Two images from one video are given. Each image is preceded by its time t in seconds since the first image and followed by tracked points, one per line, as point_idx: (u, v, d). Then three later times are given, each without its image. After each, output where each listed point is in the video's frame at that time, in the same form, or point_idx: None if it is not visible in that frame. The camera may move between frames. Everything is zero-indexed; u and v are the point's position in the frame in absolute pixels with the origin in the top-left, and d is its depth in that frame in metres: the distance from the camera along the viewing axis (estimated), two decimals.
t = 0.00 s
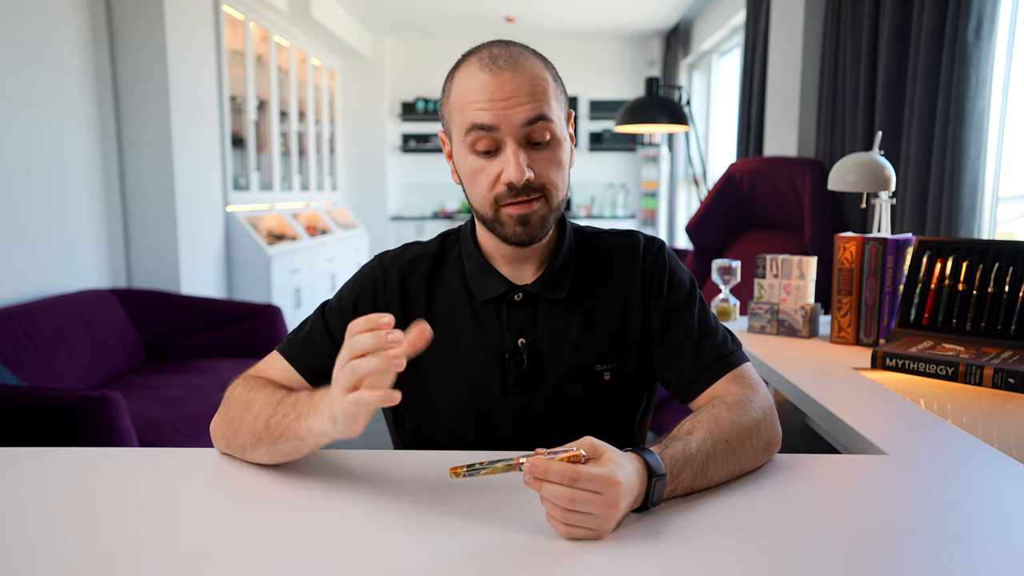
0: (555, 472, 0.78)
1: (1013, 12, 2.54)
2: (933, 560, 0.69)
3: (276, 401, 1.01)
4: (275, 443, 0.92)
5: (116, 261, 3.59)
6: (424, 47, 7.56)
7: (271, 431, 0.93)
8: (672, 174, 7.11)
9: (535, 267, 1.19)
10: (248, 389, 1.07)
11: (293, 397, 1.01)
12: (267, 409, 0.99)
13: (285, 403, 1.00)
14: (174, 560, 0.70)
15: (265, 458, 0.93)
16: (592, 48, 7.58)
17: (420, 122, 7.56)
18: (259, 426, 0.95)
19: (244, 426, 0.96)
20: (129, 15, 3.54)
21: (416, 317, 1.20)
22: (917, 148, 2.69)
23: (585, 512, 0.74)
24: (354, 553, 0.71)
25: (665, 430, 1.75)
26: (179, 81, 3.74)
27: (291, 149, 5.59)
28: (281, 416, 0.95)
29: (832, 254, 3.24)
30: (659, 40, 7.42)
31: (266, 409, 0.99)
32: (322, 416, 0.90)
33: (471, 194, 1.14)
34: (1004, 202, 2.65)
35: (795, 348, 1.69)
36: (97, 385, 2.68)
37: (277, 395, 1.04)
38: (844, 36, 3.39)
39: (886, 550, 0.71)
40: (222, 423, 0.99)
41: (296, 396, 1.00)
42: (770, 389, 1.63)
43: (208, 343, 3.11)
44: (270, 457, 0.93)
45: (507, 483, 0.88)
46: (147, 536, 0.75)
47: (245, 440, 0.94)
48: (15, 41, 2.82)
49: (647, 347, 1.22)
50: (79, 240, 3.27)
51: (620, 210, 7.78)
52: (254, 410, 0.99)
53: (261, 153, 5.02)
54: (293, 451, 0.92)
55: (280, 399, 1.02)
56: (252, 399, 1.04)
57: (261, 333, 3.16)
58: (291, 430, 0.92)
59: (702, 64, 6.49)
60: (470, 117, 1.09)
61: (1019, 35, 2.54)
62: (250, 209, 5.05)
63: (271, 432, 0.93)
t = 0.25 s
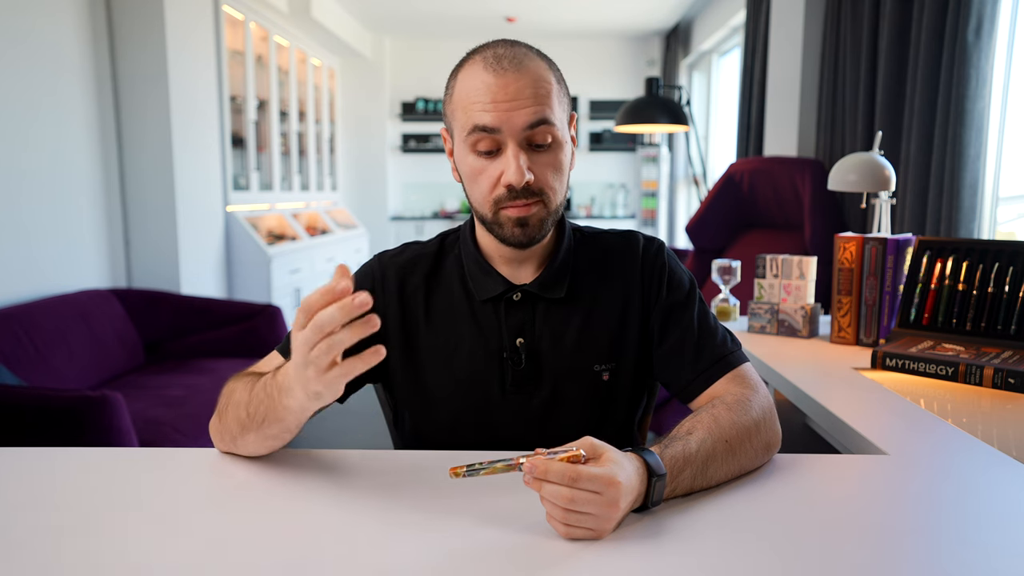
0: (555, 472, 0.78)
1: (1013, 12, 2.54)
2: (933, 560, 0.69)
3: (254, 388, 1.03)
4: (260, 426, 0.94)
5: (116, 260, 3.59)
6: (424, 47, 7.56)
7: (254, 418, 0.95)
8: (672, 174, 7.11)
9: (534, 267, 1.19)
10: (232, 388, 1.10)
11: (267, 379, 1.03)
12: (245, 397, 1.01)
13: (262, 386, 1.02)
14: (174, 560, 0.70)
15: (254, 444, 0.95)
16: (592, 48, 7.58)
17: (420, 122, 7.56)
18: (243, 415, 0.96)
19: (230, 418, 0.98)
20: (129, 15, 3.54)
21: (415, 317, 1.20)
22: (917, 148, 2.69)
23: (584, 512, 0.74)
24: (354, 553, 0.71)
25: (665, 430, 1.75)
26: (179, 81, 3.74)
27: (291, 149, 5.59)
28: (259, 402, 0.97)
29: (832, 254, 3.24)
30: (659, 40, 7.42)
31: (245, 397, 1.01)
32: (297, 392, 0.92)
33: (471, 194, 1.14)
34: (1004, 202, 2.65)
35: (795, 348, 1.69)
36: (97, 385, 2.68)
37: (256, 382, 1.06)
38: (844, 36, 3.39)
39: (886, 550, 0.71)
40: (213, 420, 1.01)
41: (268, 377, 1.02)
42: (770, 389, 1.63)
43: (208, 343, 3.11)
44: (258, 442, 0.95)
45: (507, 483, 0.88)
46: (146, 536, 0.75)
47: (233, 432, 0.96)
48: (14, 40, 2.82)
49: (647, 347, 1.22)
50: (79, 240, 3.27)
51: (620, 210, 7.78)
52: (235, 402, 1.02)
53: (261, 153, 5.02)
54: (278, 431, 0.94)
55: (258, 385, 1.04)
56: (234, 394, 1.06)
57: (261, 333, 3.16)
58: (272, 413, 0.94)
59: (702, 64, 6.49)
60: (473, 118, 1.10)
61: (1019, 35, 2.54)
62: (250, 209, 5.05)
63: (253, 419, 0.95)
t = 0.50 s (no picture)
0: (555, 472, 0.78)
1: (1013, 12, 2.54)
2: (933, 560, 0.69)
3: (245, 412, 0.96)
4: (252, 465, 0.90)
5: (116, 260, 3.59)
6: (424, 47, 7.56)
7: (244, 449, 0.90)
8: (672, 174, 7.11)
9: (534, 267, 1.19)
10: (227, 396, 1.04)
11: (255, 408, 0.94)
12: (233, 422, 0.94)
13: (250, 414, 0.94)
14: (174, 560, 0.70)
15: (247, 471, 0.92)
16: (592, 48, 7.58)
17: (420, 122, 7.56)
18: (234, 442, 0.92)
19: (222, 443, 0.94)
20: (129, 14, 3.54)
21: (415, 317, 1.20)
22: (917, 148, 2.69)
23: (584, 512, 0.74)
24: (354, 553, 0.71)
25: (665, 430, 1.75)
26: (179, 81, 3.74)
27: (291, 150, 5.59)
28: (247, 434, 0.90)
29: (832, 254, 3.24)
30: (659, 40, 7.42)
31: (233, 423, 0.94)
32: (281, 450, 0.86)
33: (470, 192, 1.14)
34: (1004, 201, 2.65)
35: (795, 348, 1.69)
36: (97, 385, 2.68)
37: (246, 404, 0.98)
38: (844, 36, 3.39)
39: (886, 550, 0.71)
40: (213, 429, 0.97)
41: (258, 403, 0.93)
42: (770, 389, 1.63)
43: (208, 343, 3.11)
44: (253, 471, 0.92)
45: (507, 483, 0.88)
46: (145, 536, 0.75)
47: (228, 453, 0.93)
48: (14, 40, 2.81)
49: (647, 346, 1.22)
50: (79, 240, 3.27)
51: (620, 210, 7.78)
52: (224, 423, 0.95)
53: (261, 153, 5.02)
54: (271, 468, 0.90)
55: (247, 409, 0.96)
56: (225, 409, 1.00)
57: (261, 334, 3.16)
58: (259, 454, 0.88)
59: (702, 64, 6.49)
60: (472, 115, 1.10)
61: (1019, 35, 2.54)
62: (250, 209, 5.05)
63: (244, 451, 0.90)
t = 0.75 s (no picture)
0: (555, 472, 0.78)
1: (1013, 12, 2.54)
2: (933, 559, 0.69)
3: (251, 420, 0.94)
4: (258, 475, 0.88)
5: (116, 260, 3.59)
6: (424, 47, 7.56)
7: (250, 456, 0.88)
8: (672, 174, 7.11)
9: (534, 267, 1.19)
10: (232, 402, 1.02)
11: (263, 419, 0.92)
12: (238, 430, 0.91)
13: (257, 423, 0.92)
14: (175, 560, 0.70)
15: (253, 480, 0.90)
16: (592, 48, 7.58)
17: (420, 122, 7.56)
18: (240, 449, 0.89)
19: (227, 450, 0.92)
20: (129, 14, 3.54)
21: (415, 317, 1.20)
22: (917, 148, 2.69)
23: (584, 512, 0.74)
24: (354, 553, 0.71)
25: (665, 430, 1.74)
26: (179, 81, 3.74)
27: (291, 149, 5.59)
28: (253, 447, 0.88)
29: (832, 254, 3.24)
30: (659, 40, 7.42)
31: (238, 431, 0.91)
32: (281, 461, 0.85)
33: (473, 192, 1.14)
34: (1004, 202, 2.65)
35: (795, 348, 1.69)
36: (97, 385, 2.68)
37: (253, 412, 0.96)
38: (844, 35, 3.39)
39: (886, 550, 0.71)
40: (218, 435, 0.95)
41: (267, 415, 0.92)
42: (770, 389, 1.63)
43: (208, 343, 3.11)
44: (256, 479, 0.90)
45: (507, 484, 0.88)
46: (145, 536, 0.75)
47: (232, 459, 0.91)
48: (14, 39, 2.81)
49: (647, 346, 1.22)
50: (79, 240, 3.27)
51: (620, 210, 7.78)
52: (230, 430, 0.93)
53: (261, 153, 5.02)
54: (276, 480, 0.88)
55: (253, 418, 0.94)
56: (231, 416, 0.97)
57: (261, 334, 3.16)
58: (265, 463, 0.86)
59: (702, 64, 6.49)
60: (474, 114, 1.10)
61: (1019, 35, 2.54)
62: (250, 209, 5.05)
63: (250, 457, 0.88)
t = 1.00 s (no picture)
0: (555, 472, 0.78)
1: (1013, 12, 2.54)
2: (933, 560, 0.69)
3: (264, 429, 0.93)
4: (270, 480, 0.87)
5: (116, 260, 3.59)
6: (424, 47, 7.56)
7: (264, 466, 0.88)
8: (672, 174, 7.11)
9: (534, 268, 1.19)
10: (240, 407, 1.01)
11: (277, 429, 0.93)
12: (253, 436, 0.92)
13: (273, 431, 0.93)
14: (175, 560, 0.70)
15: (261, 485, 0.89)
16: (592, 48, 7.58)
17: (420, 122, 7.56)
18: (253, 458, 0.89)
19: (238, 455, 0.91)
20: (129, 14, 3.54)
21: (415, 319, 1.20)
22: (917, 148, 2.69)
23: (585, 513, 0.74)
24: (355, 554, 0.71)
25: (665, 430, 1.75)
26: (179, 81, 3.74)
27: (291, 149, 5.59)
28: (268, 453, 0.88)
29: (832, 254, 3.24)
30: (659, 40, 7.42)
31: (253, 437, 0.92)
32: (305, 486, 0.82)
33: (463, 179, 1.14)
34: (1004, 201, 2.65)
35: (795, 348, 1.69)
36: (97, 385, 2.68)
37: (267, 419, 0.97)
38: (844, 35, 3.39)
39: (887, 550, 0.71)
40: (224, 443, 0.94)
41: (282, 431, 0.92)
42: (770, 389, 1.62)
43: (208, 343, 3.11)
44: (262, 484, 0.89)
45: (507, 484, 0.88)
46: (145, 536, 0.75)
47: (241, 467, 0.90)
48: (13, 39, 2.81)
49: (647, 347, 1.22)
50: (79, 240, 3.27)
51: (620, 210, 7.78)
52: (241, 436, 0.93)
53: (261, 153, 5.02)
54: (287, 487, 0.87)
55: (269, 425, 0.95)
56: (241, 421, 0.97)
57: (261, 333, 3.16)
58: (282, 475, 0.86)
59: (702, 64, 6.49)
60: (468, 99, 1.10)
61: (1019, 35, 2.54)
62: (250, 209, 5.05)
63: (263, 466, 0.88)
